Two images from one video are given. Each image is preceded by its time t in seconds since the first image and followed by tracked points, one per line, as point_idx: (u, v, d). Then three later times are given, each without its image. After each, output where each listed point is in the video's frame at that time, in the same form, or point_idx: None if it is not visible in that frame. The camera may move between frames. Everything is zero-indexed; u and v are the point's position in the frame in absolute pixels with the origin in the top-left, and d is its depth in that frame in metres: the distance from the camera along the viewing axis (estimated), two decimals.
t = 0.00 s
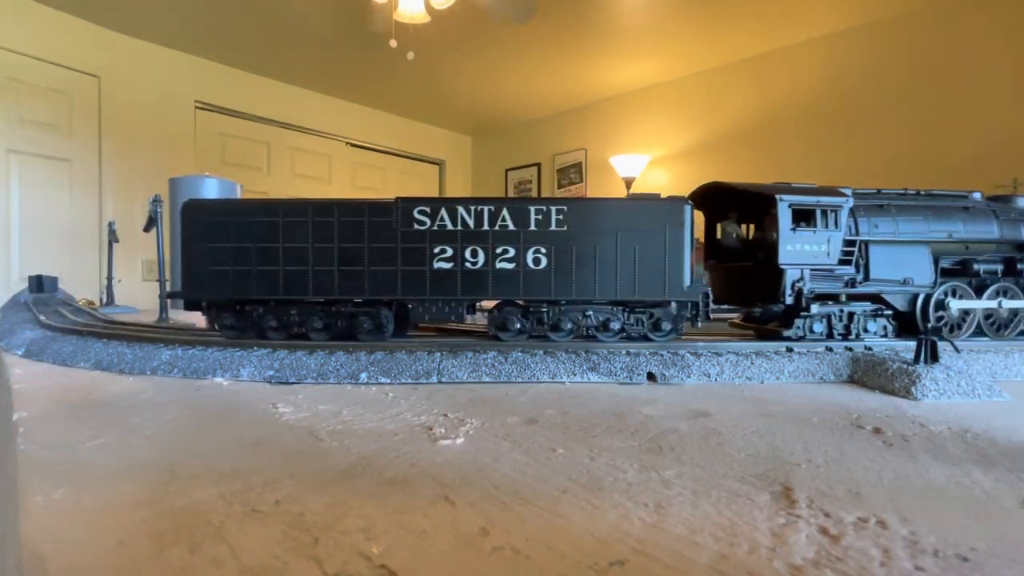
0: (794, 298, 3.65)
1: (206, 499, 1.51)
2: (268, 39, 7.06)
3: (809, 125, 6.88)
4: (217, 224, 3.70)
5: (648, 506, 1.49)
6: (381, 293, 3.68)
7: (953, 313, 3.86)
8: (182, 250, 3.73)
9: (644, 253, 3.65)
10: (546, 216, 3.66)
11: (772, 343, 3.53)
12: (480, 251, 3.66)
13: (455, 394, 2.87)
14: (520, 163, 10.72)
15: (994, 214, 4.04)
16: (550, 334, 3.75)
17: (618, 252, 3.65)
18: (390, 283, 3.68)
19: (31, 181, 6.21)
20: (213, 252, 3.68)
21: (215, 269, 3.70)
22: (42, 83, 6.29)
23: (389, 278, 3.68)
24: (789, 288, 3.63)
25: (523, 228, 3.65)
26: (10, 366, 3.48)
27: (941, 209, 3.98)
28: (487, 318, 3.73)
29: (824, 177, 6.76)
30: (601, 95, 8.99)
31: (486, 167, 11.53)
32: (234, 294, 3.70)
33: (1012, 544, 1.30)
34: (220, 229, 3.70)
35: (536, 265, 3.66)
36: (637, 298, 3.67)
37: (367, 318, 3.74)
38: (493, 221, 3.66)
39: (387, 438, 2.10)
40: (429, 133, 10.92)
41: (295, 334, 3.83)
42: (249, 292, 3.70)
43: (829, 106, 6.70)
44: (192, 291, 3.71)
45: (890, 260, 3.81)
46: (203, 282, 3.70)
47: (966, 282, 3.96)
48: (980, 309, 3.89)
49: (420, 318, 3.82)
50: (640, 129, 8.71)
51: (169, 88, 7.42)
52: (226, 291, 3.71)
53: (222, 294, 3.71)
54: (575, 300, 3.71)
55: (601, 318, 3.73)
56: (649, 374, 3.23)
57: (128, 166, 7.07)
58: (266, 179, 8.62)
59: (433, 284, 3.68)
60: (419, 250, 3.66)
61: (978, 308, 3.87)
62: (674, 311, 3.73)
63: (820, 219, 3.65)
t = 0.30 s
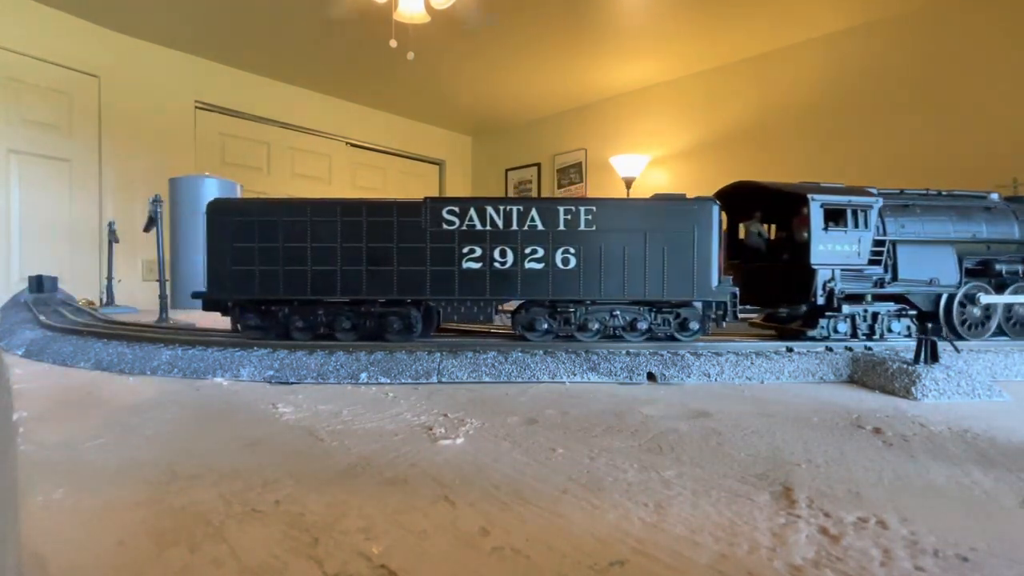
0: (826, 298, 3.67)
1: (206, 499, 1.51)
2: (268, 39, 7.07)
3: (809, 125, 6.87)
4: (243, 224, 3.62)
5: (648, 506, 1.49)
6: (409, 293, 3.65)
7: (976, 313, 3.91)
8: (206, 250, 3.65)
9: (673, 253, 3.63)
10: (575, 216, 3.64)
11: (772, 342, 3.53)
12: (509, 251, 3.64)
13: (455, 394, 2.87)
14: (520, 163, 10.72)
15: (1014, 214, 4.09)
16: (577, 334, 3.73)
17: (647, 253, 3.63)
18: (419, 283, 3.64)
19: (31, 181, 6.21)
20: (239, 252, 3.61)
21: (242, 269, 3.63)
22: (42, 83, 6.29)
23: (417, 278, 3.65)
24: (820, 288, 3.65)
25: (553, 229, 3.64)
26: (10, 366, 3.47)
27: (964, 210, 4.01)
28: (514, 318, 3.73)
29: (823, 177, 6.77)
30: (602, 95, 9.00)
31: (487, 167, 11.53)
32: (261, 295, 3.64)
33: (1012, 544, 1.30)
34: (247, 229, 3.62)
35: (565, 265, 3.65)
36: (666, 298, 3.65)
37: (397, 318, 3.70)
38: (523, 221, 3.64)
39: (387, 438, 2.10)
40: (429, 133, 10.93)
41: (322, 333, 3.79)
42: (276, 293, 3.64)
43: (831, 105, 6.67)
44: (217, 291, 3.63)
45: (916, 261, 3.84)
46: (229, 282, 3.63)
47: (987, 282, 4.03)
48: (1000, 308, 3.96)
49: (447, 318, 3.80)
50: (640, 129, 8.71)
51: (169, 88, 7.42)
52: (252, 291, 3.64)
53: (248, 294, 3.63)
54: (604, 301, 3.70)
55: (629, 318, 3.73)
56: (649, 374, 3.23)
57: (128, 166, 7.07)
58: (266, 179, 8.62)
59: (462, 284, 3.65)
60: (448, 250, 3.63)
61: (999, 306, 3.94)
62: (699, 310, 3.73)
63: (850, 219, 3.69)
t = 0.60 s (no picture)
0: (858, 299, 3.68)
1: (206, 499, 1.51)
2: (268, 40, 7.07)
3: (809, 125, 6.89)
4: (272, 223, 3.59)
5: (648, 506, 1.49)
6: (439, 293, 3.62)
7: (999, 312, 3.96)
8: (234, 249, 3.62)
9: (703, 253, 3.61)
10: (605, 216, 3.63)
11: (772, 343, 3.53)
12: (539, 251, 3.62)
13: (455, 394, 2.87)
14: (520, 163, 10.73)
15: None
16: (604, 334, 3.73)
17: (678, 253, 3.62)
18: (448, 283, 3.62)
19: (30, 181, 6.21)
20: (268, 251, 3.58)
21: (272, 269, 3.60)
22: (42, 84, 6.29)
23: (447, 278, 3.62)
24: (852, 289, 3.65)
25: (583, 229, 3.63)
26: (10, 366, 3.48)
27: (985, 210, 4.06)
28: (544, 317, 3.70)
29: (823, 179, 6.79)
30: (601, 95, 9.00)
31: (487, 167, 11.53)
32: (291, 294, 3.61)
33: (1012, 544, 1.30)
34: (276, 229, 3.59)
35: (595, 265, 3.63)
36: (695, 298, 3.64)
37: (428, 317, 3.69)
38: (552, 220, 3.62)
39: (387, 438, 2.10)
40: (429, 133, 10.94)
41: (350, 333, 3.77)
42: (305, 292, 3.62)
43: (831, 106, 6.68)
44: (246, 291, 3.60)
45: (946, 261, 3.83)
46: (258, 281, 3.60)
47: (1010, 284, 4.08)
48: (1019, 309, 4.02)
49: (478, 318, 3.73)
50: (639, 129, 8.72)
51: (168, 88, 7.42)
52: (281, 291, 3.62)
53: (278, 293, 3.61)
54: (633, 301, 3.68)
55: (657, 318, 3.71)
56: (648, 374, 3.23)
57: (128, 166, 7.07)
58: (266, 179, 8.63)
59: (492, 284, 3.63)
60: (478, 249, 3.61)
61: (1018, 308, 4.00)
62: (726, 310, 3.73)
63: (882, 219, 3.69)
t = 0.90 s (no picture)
0: (894, 300, 3.70)
1: (206, 499, 1.51)
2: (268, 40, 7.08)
3: (810, 126, 6.90)
4: (305, 223, 3.56)
5: (648, 506, 1.49)
6: (471, 292, 3.61)
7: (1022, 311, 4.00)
8: (266, 249, 3.59)
9: (735, 253, 3.61)
10: (637, 216, 3.61)
11: (772, 343, 3.53)
12: (571, 251, 3.61)
13: (455, 394, 2.87)
14: (520, 163, 10.74)
15: None
16: (635, 334, 3.70)
17: (710, 253, 3.61)
18: (480, 283, 3.60)
19: (30, 181, 6.20)
20: (301, 251, 3.55)
21: (305, 268, 3.58)
22: (42, 84, 6.28)
23: (478, 278, 3.60)
24: (889, 289, 3.66)
25: (615, 229, 3.60)
26: (10, 366, 3.47)
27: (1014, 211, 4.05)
28: (575, 317, 3.68)
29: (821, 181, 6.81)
30: (601, 95, 9.01)
31: (487, 167, 11.54)
32: (323, 294, 3.58)
33: (1013, 544, 1.30)
34: (310, 229, 3.57)
35: (627, 265, 3.61)
36: (727, 298, 3.63)
37: (461, 317, 3.68)
38: (585, 220, 3.60)
39: (387, 437, 2.10)
40: (429, 133, 10.95)
41: (381, 334, 3.76)
42: (338, 292, 3.59)
43: (831, 106, 6.69)
44: (278, 291, 3.57)
45: (977, 262, 3.84)
46: (290, 281, 3.57)
47: None
48: None
49: (510, 318, 3.69)
50: (639, 129, 8.73)
51: (168, 88, 7.42)
52: (314, 291, 3.59)
53: (310, 293, 3.58)
54: (665, 300, 3.67)
55: (689, 318, 3.68)
56: (649, 374, 3.23)
57: (128, 166, 7.07)
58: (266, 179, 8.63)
59: (523, 284, 3.61)
60: (510, 249, 3.59)
61: None
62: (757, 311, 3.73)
63: (917, 219, 3.67)
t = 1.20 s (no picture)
0: (928, 300, 3.71)
1: (206, 499, 1.51)
2: (268, 39, 7.08)
3: (810, 126, 6.91)
4: (336, 223, 3.57)
5: (648, 506, 1.49)
6: (500, 292, 3.60)
7: None
8: (296, 249, 3.59)
9: (764, 252, 3.59)
10: (666, 216, 3.60)
11: (772, 343, 3.53)
12: (600, 251, 3.60)
13: (455, 394, 2.87)
14: (520, 163, 10.74)
15: None
16: (663, 334, 3.71)
17: (739, 253, 3.60)
18: (509, 282, 3.60)
19: (30, 181, 6.20)
20: (331, 251, 3.56)
21: (335, 269, 3.58)
22: (42, 84, 6.28)
23: (507, 277, 3.60)
24: (922, 289, 3.67)
25: (644, 229, 3.59)
26: (10, 366, 3.48)
27: None
28: (604, 317, 3.69)
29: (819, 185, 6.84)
30: (601, 95, 9.01)
31: (487, 167, 11.55)
32: (353, 294, 3.58)
33: (1013, 544, 1.29)
34: (342, 229, 3.57)
35: (656, 265, 3.61)
36: (755, 298, 3.63)
37: (493, 317, 3.70)
38: (614, 220, 3.60)
39: (387, 438, 2.10)
40: (429, 133, 10.95)
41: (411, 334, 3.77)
42: (368, 292, 3.59)
43: (830, 106, 6.70)
44: (308, 291, 3.58)
45: (1001, 263, 3.90)
46: (321, 281, 3.57)
47: None
48: None
49: (537, 318, 3.68)
50: (640, 128, 8.73)
51: (168, 88, 7.42)
52: (344, 291, 3.59)
53: (341, 293, 3.59)
54: (693, 300, 3.67)
55: (717, 318, 3.68)
56: (649, 374, 3.23)
57: (128, 166, 7.07)
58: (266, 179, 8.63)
59: (552, 284, 3.62)
60: (538, 249, 3.59)
61: None
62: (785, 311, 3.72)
63: (949, 219, 3.68)
